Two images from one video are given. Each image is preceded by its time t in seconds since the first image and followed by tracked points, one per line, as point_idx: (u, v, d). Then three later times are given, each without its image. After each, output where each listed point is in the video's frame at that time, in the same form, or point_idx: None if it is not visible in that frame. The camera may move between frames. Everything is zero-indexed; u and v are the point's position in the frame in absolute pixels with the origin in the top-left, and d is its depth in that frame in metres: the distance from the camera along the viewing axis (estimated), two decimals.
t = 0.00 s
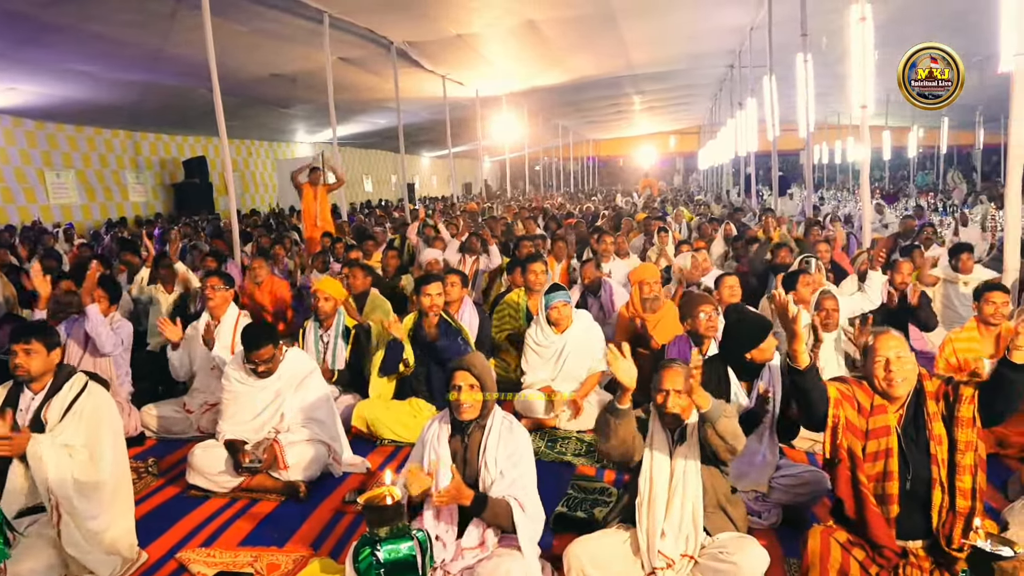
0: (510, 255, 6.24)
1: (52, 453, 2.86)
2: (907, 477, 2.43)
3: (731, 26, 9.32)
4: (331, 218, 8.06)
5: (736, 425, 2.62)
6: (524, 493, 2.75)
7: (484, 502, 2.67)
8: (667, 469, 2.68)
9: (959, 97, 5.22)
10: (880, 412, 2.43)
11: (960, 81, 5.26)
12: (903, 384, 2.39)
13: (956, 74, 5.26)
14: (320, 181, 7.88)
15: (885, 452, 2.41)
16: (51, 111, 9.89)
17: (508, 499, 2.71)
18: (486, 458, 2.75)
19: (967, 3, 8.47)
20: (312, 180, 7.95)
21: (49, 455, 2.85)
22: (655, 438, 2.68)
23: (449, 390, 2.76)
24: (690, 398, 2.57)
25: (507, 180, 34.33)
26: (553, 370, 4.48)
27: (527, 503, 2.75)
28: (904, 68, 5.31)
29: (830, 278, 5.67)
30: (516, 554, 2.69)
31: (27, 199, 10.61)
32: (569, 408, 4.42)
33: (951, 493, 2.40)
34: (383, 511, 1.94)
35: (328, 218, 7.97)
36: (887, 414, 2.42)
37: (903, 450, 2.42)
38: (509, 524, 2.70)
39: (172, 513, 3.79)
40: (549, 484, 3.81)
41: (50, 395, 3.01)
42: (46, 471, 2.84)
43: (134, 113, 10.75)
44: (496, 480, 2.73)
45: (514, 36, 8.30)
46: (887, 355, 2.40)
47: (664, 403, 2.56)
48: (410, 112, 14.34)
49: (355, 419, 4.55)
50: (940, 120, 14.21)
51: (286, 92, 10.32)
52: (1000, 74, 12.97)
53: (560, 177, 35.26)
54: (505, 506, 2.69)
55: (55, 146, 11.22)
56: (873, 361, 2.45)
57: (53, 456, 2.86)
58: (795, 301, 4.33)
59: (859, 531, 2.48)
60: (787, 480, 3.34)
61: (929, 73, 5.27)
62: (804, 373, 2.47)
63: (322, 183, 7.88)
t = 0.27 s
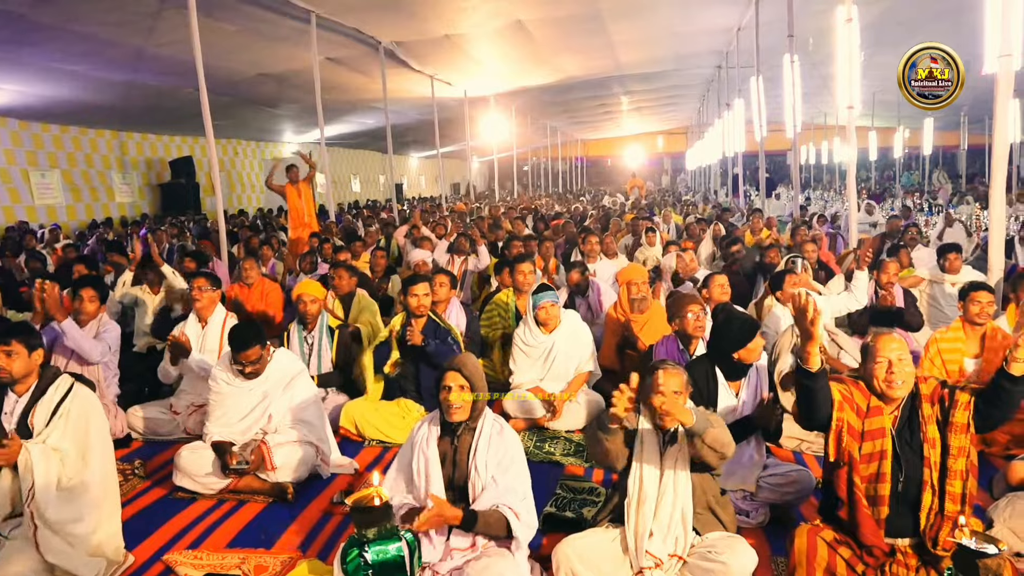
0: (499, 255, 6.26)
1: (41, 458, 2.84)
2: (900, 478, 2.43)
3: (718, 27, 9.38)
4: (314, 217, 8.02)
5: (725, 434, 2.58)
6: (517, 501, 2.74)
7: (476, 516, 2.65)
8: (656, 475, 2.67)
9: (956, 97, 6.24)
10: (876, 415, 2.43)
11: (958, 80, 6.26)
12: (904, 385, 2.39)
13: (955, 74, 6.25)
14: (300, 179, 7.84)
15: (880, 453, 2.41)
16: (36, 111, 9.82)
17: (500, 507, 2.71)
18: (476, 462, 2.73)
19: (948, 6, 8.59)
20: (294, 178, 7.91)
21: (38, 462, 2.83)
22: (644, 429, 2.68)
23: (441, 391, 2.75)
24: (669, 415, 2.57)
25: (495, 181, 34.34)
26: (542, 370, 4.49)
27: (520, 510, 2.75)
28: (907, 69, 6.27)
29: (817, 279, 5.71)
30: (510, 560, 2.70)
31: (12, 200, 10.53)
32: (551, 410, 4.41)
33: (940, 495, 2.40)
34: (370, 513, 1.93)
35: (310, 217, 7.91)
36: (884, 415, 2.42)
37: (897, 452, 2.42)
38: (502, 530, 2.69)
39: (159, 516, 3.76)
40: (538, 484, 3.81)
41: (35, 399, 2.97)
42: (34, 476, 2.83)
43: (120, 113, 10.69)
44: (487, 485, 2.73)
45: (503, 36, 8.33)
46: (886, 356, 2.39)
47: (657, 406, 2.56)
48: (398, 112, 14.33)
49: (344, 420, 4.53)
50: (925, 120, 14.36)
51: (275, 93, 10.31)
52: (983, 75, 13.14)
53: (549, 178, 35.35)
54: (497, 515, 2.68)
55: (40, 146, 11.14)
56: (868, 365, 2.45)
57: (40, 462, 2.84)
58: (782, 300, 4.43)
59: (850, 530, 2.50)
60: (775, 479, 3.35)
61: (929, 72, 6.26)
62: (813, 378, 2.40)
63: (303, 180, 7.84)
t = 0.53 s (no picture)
0: (491, 255, 6.25)
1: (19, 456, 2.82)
2: (896, 477, 2.43)
3: (707, 28, 9.38)
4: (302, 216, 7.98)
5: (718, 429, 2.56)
6: (509, 505, 2.75)
7: (472, 523, 2.65)
8: (648, 476, 2.68)
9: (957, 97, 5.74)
10: (876, 414, 2.42)
11: (960, 80, 5.77)
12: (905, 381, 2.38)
13: (956, 74, 5.76)
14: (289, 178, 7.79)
15: (878, 451, 2.42)
16: (24, 112, 9.76)
17: (492, 511, 2.71)
18: (468, 463, 2.73)
19: (936, 7, 8.62)
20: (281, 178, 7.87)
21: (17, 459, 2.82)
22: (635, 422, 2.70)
23: (437, 390, 2.75)
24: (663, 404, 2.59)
25: (486, 181, 34.32)
26: (533, 369, 4.48)
27: (512, 514, 2.75)
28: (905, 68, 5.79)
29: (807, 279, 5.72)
30: (500, 564, 2.69)
31: None
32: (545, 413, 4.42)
33: (934, 495, 2.41)
34: (361, 514, 1.93)
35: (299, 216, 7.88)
36: (884, 414, 2.42)
37: (894, 450, 2.43)
38: (494, 535, 2.69)
39: (148, 518, 3.75)
40: (529, 484, 3.81)
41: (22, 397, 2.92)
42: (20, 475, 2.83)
43: (109, 113, 10.63)
44: (478, 487, 2.72)
45: (492, 37, 8.31)
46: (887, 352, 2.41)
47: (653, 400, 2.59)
48: (388, 112, 14.29)
49: (335, 422, 4.54)
50: (914, 122, 14.41)
51: (265, 93, 10.27)
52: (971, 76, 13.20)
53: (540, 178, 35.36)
54: (489, 519, 2.68)
55: (28, 146, 11.07)
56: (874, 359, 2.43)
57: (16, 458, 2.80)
58: (772, 301, 4.43)
59: (843, 528, 2.51)
60: (766, 478, 3.35)
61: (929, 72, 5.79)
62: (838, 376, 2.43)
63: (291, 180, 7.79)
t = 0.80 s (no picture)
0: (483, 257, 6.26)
1: (4, 459, 2.77)
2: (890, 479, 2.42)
3: (699, 30, 9.42)
4: (293, 217, 7.96)
5: (704, 449, 2.57)
6: (501, 499, 2.74)
7: (461, 512, 2.66)
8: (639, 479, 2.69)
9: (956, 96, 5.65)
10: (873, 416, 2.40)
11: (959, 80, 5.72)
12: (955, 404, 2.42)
13: (955, 74, 5.73)
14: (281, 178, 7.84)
15: (875, 453, 2.40)
16: (14, 112, 9.72)
17: (485, 504, 2.70)
18: (457, 462, 2.73)
19: (925, 9, 8.67)
20: (274, 179, 7.85)
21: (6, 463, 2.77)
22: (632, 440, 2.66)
23: (416, 392, 2.75)
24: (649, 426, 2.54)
25: (478, 183, 34.33)
26: (525, 371, 4.49)
27: (505, 508, 2.74)
28: (904, 68, 5.80)
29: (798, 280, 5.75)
30: (493, 560, 2.68)
31: None
32: (537, 411, 4.39)
33: (926, 497, 2.41)
34: (354, 516, 1.94)
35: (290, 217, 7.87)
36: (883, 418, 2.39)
37: (891, 452, 2.41)
38: (486, 529, 2.68)
39: (139, 520, 3.73)
40: (522, 485, 3.80)
41: (14, 400, 2.90)
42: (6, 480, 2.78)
43: (100, 114, 10.58)
44: (469, 485, 2.73)
45: (485, 38, 8.32)
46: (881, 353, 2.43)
47: (648, 410, 2.55)
48: (380, 113, 14.29)
49: (327, 423, 4.51)
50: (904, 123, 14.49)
51: (257, 94, 10.25)
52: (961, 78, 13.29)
53: (533, 179, 35.40)
54: (481, 511, 2.68)
55: (19, 147, 11.02)
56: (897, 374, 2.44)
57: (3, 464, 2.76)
58: (762, 300, 4.44)
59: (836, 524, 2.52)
60: (758, 479, 3.36)
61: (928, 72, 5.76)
62: (897, 404, 2.40)
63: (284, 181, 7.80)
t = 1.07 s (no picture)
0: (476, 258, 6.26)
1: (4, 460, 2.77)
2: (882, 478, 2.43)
3: (691, 31, 9.43)
4: (285, 218, 7.94)
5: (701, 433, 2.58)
6: (491, 499, 2.75)
7: (451, 511, 2.67)
8: (632, 478, 2.69)
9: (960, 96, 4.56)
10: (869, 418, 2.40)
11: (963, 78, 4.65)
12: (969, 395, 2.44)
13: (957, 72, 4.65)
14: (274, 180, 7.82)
15: (867, 455, 2.40)
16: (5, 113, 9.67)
17: (475, 505, 2.71)
18: (447, 463, 2.72)
19: (916, 11, 8.69)
20: (266, 180, 7.83)
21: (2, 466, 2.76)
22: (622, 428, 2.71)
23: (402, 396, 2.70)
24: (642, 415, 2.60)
25: (471, 184, 34.31)
26: (518, 372, 4.51)
27: (495, 508, 2.75)
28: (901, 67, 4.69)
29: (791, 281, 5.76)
30: (484, 560, 2.70)
31: None
32: (532, 413, 4.41)
33: (917, 496, 2.43)
34: (347, 517, 1.94)
35: (281, 218, 7.85)
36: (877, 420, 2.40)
37: (883, 453, 2.41)
38: (475, 528, 2.69)
39: (132, 522, 3.71)
40: (515, 486, 3.80)
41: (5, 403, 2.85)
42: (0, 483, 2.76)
43: (91, 114, 10.54)
44: (459, 486, 2.72)
45: (477, 39, 8.31)
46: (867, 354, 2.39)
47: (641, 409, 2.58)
48: (373, 114, 14.26)
49: (318, 425, 4.53)
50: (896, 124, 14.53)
51: (249, 95, 10.23)
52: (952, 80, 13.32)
53: (526, 180, 35.39)
54: (472, 511, 2.69)
55: (9, 147, 10.96)
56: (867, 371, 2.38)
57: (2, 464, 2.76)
58: (756, 301, 4.48)
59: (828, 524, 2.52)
60: (750, 479, 3.38)
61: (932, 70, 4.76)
62: (870, 404, 2.35)
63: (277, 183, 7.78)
